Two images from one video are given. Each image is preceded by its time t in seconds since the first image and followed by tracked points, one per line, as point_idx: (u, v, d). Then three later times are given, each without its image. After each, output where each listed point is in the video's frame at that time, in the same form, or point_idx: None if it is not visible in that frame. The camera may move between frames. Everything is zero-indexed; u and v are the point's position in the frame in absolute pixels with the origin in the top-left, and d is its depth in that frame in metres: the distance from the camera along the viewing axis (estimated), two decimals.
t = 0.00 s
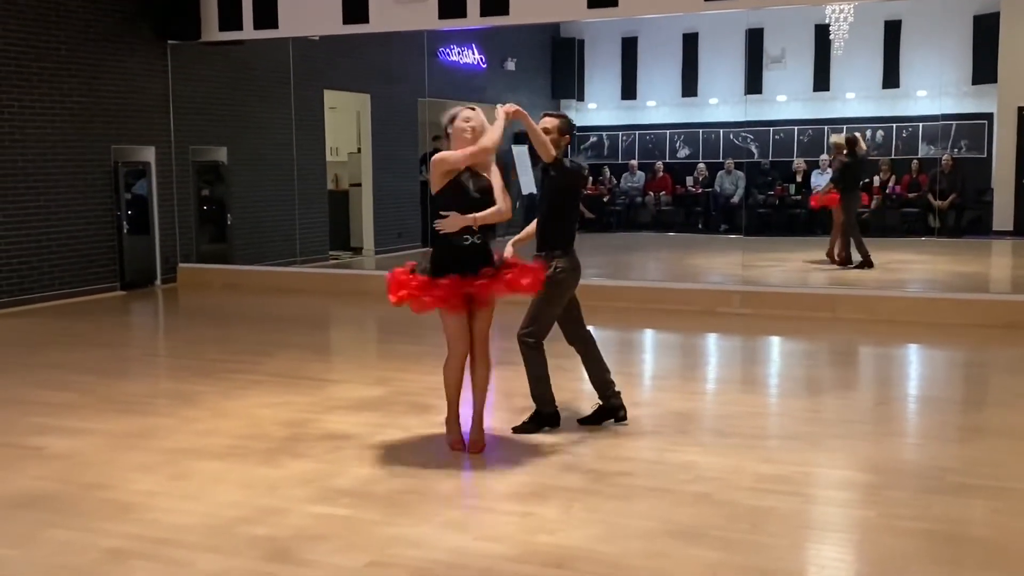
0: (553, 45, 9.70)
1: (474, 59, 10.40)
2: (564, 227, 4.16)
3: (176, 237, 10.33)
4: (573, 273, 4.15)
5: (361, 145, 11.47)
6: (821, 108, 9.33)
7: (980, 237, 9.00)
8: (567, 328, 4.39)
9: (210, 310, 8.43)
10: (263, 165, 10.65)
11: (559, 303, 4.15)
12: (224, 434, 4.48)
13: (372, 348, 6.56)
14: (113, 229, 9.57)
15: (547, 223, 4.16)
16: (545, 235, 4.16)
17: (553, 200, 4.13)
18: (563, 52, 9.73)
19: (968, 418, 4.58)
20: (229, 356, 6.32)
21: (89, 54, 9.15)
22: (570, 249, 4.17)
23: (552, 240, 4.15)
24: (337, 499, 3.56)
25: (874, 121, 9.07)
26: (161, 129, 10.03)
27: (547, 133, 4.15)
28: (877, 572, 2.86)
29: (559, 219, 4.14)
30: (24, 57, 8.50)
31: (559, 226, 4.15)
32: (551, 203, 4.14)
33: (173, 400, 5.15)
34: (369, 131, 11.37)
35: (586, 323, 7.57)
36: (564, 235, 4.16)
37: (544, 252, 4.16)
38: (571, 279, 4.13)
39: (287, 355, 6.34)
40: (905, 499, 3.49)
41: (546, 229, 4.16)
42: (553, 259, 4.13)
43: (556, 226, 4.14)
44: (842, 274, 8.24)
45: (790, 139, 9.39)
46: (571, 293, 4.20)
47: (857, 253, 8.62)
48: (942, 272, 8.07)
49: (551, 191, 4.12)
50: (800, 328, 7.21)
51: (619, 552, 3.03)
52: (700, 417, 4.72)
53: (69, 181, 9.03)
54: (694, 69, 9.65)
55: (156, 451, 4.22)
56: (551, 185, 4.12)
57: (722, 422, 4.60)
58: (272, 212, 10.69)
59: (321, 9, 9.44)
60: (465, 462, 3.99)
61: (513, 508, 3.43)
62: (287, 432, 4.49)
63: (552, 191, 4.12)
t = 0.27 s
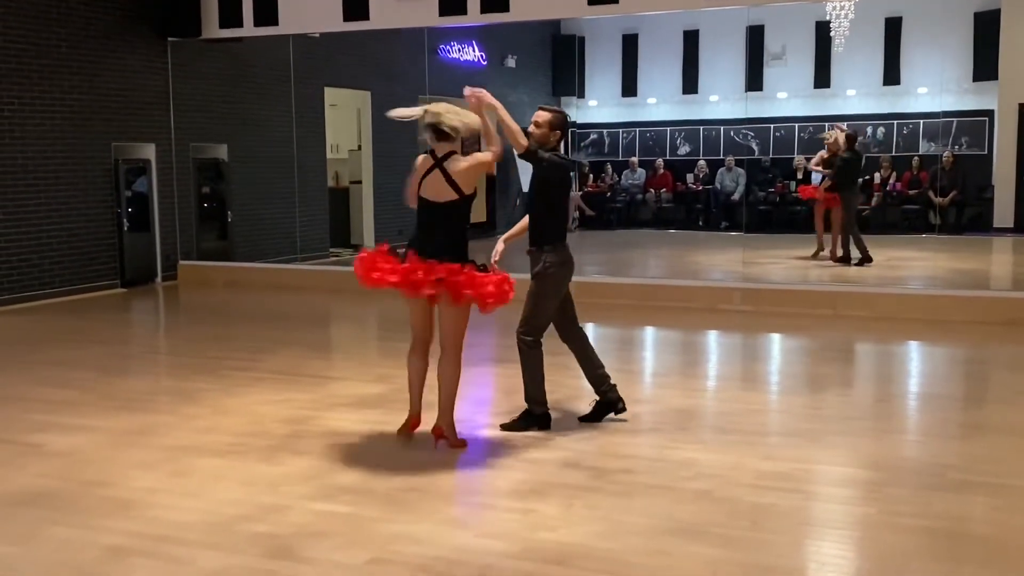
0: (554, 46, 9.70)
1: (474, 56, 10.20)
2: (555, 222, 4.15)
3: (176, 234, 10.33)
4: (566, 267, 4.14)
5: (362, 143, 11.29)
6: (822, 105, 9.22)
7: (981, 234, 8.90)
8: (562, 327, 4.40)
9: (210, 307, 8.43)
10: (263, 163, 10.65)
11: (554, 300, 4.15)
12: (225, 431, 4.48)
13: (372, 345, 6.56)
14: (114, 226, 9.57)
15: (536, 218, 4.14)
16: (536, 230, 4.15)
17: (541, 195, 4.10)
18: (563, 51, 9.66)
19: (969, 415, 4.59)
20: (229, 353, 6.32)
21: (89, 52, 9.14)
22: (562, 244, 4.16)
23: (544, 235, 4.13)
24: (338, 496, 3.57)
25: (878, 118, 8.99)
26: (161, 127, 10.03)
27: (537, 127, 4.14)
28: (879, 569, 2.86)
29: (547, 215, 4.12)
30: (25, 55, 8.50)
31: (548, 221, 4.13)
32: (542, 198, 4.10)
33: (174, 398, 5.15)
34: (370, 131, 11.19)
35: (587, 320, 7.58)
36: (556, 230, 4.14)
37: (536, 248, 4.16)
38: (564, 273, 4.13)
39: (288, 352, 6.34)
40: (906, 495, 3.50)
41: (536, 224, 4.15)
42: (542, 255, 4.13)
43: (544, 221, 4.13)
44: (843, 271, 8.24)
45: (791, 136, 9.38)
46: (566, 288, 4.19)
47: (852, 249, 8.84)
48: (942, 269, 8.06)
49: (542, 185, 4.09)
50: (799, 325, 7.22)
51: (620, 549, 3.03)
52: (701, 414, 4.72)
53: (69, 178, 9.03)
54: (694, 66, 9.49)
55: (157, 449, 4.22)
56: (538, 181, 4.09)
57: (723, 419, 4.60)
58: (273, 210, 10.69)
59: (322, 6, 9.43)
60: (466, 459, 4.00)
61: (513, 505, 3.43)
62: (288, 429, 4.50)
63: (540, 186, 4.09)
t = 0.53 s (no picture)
0: (553, 42, 9.82)
1: (474, 53, 10.47)
2: (532, 217, 4.07)
3: (176, 232, 10.31)
4: (540, 261, 4.11)
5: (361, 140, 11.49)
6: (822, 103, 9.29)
7: (981, 231, 8.84)
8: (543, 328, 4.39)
9: (209, 305, 8.43)
10: (263, 159, 10.66)
11: (532, 297, 4.12)
12: (225, 429, 4.48)
13: (371, 342, 6.57)
14: (113, 224, 9.56)
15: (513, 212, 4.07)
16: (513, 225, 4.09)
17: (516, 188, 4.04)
18: (563, 47, 9.81)
19: (969, 412, 4.60)
20: (229, 351, 6.33)
21: (88, 49, 9.13)
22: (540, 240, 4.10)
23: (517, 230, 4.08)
24: (337, 493, 3.57)
25: (878, 115, 9.05)
26: (160, 124, 10.00)
27: (514, 122, 4.08)
28: (878, 566, 2.86)
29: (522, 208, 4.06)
30: (24, 52, 8.49)
31: (523, 215, 4.05)
32: (519, 193, 4.05)
33: (174, 395, 5.15)
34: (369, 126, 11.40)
35: (586, 317, 7.58)
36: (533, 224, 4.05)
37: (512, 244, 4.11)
38: (537, 268, 4.10)
39: (287, 350, 6.34)
40: (905, 493, 3.50)
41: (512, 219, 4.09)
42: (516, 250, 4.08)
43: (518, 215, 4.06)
44: (842, 268, 8.24)
45: (790, 133, 9.30)
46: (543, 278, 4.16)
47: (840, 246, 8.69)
48: (942, 267, 8.05)
49: (518, 181, 4.03)
50: (799, 321, 7.23)
51: (620, 546, 3.03)
52: (701, 411, 4.72)
53: (69, 176, 9.02)
54: (695, 64, 9.82)
55: (157, 446, 4.22)
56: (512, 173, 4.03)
57: (722, 416, 4.61)
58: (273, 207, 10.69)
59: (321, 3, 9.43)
60: (464, 456, 3.99)
61: (513, 502, 3.43)
62: (288, 426, 4.50)
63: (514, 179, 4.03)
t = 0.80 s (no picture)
0: (552, 39, 9.74)
1: (472, 50, 10.48)
2: (512, 213, 4.10)
3: (174, 229, 10.30)
4: (522, 259, 4.14)
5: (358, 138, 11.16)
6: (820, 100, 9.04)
7: (980, 229, 9.04)
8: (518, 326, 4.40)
9: (208, 303, 8.43)
10: (261, 158, 10.67)
11: (519, 295, 4.16)
12: (223, 427, 4.48)
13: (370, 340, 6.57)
14: (111, 222, 9.55)
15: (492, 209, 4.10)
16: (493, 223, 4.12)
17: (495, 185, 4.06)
18: (561, 44, 9.71)
19: (967, 410, 4.60)
20: (228, 349, 6.32)
21: (86, 47, 9.11)
22: (521, 240, 4.14)
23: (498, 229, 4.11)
24: (336, 491, 3.57)
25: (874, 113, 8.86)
26: (159, 122, 10.02)
27: (491, 119, 4.16)
28: (878, 564, 2.87)
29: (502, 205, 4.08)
30: (23, 50, 8.50)
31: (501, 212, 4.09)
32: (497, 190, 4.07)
33: (172, 393, 5.15)
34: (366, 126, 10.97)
35: (585, 315, 7.59)
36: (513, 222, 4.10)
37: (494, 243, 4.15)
38: (521, 266, 4.14)
39: (286, 347, 6.34)
40: (904, 490, 3.50)
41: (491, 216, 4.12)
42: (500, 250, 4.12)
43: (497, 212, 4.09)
44: (841, 266, 8.24)
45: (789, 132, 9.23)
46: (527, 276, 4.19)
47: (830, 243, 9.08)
48: (941, 264, 8.05)
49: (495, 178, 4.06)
50: (797, 319, 7.23)
51: (618, 543, 3.04)
52: (700, 409, 4.73)
53: (67, 174, 9.01)
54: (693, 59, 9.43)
55: (156, 444, 4.22)
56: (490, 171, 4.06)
57: (721, 414, 4.61)
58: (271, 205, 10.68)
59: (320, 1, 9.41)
60: (462, 455, 3.99)
61: (512, 500, 3.44)
62: (287, 424, 4.50)
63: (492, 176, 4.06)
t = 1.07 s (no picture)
0: (550, 37, 9.72)
1: (470, 49, 10.28)
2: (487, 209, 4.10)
3: (172, 227, 10.34)
4: (498, 257, 4.15)
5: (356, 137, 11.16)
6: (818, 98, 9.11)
7: (978, 227, 8.97)
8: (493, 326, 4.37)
9: (205, 301, 8.42)
10: (258, 156, 10.59)
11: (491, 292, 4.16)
12: (221, 425, 4.48)
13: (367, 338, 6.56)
14: (109, 220, 9.54)
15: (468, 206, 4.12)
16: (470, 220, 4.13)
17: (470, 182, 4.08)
18: (559, 41, 9.70)
19: (965, 407, 4.61)
20: (225, 347, 6.32)
21: (84, 45, 9.11)
22: (499, 238, 4.14)
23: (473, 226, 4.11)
24: (334, 490, 3.57)
25: (873, 111, 8.91)
26: (156, 120, 10.04)
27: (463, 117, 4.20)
28: (876, 562, 2.87)
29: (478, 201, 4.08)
30: (21, 48, 8.48)
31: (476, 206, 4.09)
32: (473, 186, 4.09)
33: (169, 391, 5.14)
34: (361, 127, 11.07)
35: (582, 312, 7.59)
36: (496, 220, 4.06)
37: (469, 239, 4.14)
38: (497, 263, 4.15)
39: (284, 346, 6.34)
40: (902, 488, 3.51)
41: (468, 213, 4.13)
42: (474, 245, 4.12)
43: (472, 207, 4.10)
44: (838, 264, 8.24)
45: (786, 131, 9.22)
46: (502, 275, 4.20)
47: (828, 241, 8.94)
48: (939, 262, 8.06)
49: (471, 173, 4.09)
50: (795, 317, 7.24)
51: (616, 542, 3.04)
52: (699, 406, 4.73)
53: (65, 172, 9.00)
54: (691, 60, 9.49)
55: (154, 443, 4.21)
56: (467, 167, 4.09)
57: (719, 412, 4.61)
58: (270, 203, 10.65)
59: None
60: (460, 453, 3.98)
61: (510, 499, 3.44)
62: (285, 423, 4.50)
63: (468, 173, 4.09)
